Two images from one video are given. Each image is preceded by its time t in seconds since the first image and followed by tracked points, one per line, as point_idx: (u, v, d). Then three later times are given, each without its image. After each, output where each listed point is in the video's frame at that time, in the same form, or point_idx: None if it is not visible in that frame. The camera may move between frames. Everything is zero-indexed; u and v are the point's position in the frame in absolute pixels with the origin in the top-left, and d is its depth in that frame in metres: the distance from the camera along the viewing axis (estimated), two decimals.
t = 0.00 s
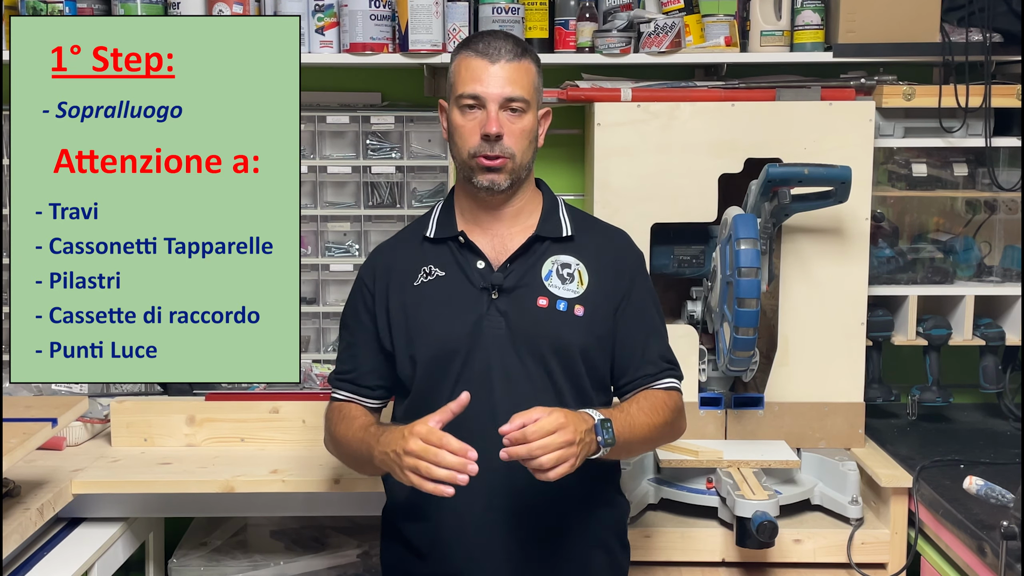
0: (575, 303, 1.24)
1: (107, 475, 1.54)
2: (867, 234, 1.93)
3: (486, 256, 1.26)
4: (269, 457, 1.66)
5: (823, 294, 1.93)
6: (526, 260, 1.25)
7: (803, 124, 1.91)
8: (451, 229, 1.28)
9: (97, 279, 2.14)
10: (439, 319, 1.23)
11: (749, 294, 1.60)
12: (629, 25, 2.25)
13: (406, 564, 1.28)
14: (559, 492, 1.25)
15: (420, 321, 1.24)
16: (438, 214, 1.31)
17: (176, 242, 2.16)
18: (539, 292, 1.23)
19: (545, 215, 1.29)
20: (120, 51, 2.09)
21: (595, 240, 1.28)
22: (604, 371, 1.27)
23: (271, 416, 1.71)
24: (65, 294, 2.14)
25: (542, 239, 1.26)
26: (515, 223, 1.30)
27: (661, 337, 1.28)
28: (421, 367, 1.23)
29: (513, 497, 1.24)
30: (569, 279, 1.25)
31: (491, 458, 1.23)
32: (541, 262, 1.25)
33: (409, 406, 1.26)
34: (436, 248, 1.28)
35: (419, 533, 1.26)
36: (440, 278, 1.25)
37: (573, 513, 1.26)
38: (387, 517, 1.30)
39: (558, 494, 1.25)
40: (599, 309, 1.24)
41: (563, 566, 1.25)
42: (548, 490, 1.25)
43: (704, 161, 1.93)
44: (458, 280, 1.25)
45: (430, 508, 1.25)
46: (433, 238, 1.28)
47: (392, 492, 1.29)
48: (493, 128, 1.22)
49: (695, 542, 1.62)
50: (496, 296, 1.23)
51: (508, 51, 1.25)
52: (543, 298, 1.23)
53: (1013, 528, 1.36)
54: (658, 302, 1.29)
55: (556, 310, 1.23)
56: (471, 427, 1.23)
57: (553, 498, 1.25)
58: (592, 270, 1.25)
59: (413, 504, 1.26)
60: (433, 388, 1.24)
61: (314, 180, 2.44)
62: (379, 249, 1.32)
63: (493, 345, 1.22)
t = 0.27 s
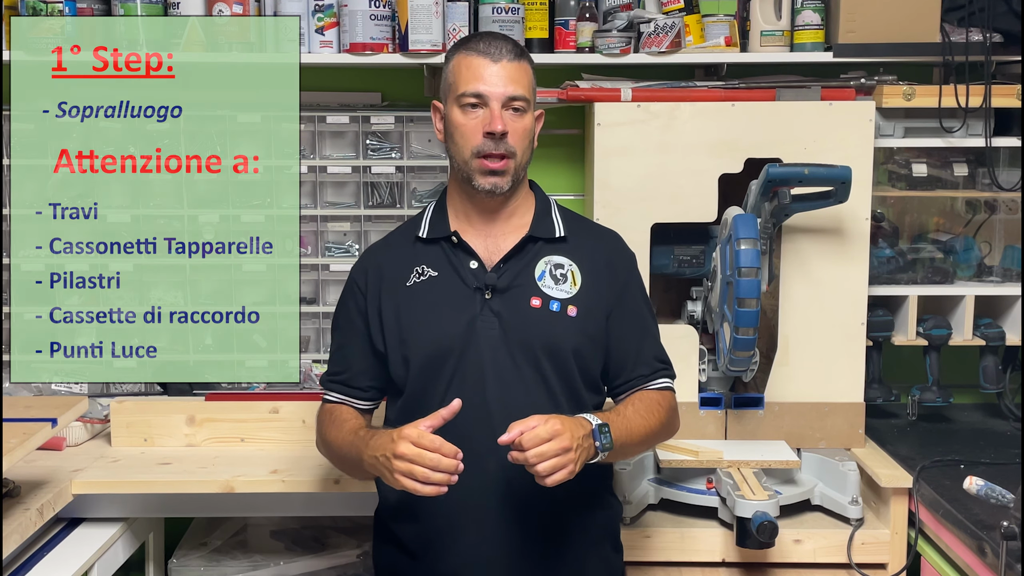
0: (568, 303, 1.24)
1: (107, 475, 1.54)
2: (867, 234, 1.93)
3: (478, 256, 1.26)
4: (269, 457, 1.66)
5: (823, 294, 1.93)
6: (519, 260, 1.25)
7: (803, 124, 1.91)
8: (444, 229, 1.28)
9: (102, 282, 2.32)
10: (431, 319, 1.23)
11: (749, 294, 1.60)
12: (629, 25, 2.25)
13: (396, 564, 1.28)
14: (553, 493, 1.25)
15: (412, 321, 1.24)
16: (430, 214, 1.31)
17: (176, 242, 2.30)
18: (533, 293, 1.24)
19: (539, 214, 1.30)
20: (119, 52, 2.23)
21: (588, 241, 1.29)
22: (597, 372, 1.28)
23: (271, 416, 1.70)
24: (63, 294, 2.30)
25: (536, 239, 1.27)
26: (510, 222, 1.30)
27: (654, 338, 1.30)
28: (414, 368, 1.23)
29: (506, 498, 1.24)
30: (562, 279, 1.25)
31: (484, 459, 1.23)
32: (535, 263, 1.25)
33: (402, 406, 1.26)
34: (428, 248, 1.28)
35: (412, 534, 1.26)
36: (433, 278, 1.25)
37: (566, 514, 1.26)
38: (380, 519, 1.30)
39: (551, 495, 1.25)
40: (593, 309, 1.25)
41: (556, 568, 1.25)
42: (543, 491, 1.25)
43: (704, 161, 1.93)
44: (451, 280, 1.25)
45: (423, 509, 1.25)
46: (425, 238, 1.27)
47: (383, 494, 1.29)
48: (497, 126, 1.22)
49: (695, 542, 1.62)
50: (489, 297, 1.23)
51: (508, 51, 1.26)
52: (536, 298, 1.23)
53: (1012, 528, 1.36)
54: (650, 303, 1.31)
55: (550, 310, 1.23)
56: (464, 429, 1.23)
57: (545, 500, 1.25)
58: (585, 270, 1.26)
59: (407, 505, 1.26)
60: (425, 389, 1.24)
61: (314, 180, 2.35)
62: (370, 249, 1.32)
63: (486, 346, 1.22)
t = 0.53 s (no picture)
0: (558, 298, 1.27)
1: (107, 475, 1.54)
2: (868, 234, 1.93)
3: (469, 251, 1.30)
4: (269, 457, 1.66)
5: (823, 294, 1.93)
6: (509, 255, 1.29)
7: (803, 124, 1.91)
8: (435, 225, 1.32)
9: (102, 280, 2.29)
10: (422, 313, 1.26)
11: (749, 294, 1.60)
12: (629, 25, 2.25)
13: (390, 561, 1.27)
14: (544, 489, 1.26)
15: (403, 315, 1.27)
16: (423, 213, 1.36)
17: (174, 242, 2.30)
18: (523, 287, 1.26)
19: (529, 212, 1.33)
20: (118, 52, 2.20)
21: (579, 238, 1.32)
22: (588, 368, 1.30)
23: (271, 416, 1.70)
24: (63, 293, 2.28)
25: (526, 235, 1.30)
26: (501, 220, 1.34)
27: (650, 331, 1.31)
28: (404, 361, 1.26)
29: (499, 493, 1.23)
30: (553, 274, 1.28)
31: (476, 454, 1.23)
32: (525, 257, 1.29)
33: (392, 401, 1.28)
34: (420, 245, 1.32)
35: (404, 531, 1.26)
36: (424, 272, 1.29)
37: (558, 510, 1.27)
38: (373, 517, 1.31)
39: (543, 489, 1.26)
40: (583, 304, 1.27)
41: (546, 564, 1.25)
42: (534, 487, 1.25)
43: (704, 161, 1.93)
44: (441, 275, 1.28)
45: (414, 506, 1.25)
46: (417, 234, 1.32)
47: (377, 491, 1.29)
48: (490, 128, 1.24)
49: (695, 542, 1.62)
50: (479, 291, 1.26)
51: (505, 54, 1.29)
52: (526, 293, 1.26)
53: (1012, 528, 1.36)
54: (643, 299, 1.33)
55: (540, 304, 1.26)
56: (453, 423, 1.23)
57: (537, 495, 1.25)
58: (576, 266, 1.29)
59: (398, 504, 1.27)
60: (416, 383, 1.26)
61: (313, 180, 2.40)
62: (363, 248, 1.36)
63: (477, 339, 1.24)
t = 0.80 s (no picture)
0: (553, 297, 1.28)
1: (107, 475, 1.54)
2: (868, 234, 1.93)
3: (464, 251, 1.31)
4: (269, 457, 1.66)
5: (823, 294, 1.93)
6: (504, 255, 1.30)
7: (803, 124, 1.91)
8: (431, 224, 1.33)
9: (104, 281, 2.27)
10: (415, 313, 1.27)
11: (749, 294, 1.60)
12: (629, 25, 2.25)
13: (387, 561, 1.28)
14: (538, 488, 1.26)
15: (397, 314, 1.28)
16: (419, 213, 1.37)
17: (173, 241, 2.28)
18: (518, 287, 1.27)
19: (525, 213, 1.34)
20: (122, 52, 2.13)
21: (574, 238, 1.33)
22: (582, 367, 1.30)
23: (271, 416, 1.71)
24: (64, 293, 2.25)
25: (521, 235, 1.31)
26: (496, 220, 1.35)
27: (646, 331, 1.32)
28: (398, 360, 1.26)
29: (492, 493, 1.23)
30: (548, 274, 1.29)
31: (469, 454, 1.23)
32: (520, 257, 1.30)
33: (386, 400, 1.28)
34: (416, 244, 1.33)
35: (399, 529, 1.27)
36: (419, 271, 1.30)
37: (553, 510, 1.27)
38: (369, 516, 1.32)
39: (537, 490, 1.25)
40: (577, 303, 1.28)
41: (540, 563, 1.25)
42: (528, 486, 1.25)
43: (704, 161, 1.93)
44: (436, 274, 1.29)
45: (409, 504, 1.26)
46: (413, 233, 1.33)
47: (372, 491, 1.30)
48: (484, 127, 1.26)
49: (695, 542, 1.62)
50: (474, 291, 1.27)
51: (501, 55, 1.31)
52: (521, 292, 1.27)
53: (1012, 528, 1.36)
54: (639, 299, 1.34)
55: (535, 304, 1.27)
56: (447, 422, 1.24)
57: (530, 495, 1.25)
58: (571, 266, 1.30)
59: (393, 502, 1.27)
60: (410, 382, 1.27)
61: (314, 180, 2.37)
62: (359, 248, 1.37)
63: (470, 338, 1.24)
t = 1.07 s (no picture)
0: (557, 299, 1.28)
1: (107, 475, 1.54)
2: (868, 234, 1.93)
3: (468, 254, 1.31)
4: (269, 457, 1.66)
5: (823, 294, 1.93)
6: (509, 257, 1.30)
7: (803, 124, 1.91)
8: (435, 227, 1.34)
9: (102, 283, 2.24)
10: (420, 315, 1.27)
11: (749, 294, 1.60)
12: (629, 25, 2.25)
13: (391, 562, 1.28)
14: (542, 491, 1.26)
15: (401, 316, 1.28)
16: (424, 215, 1.37)
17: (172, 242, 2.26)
18: (522, 289, 1.28)
19: (529, 213, 1.35)
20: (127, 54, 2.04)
21: (578, 240, 1.34)
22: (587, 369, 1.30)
23: (271, 416, 1.71)
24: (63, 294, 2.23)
25: (526, 236, 1.32)
26: (500, 221, 1.35)
27: (649, 333, 1.32)
28: (402, 362, 1.27)
29: (495, 495, 1.24)
30: (552, 275, 1.29)
31: (472, 455, 1.24)
32: (524, 259, 1.30)
33: (390, 401, 1.29)
34: (420, 247, 1.33)
35: (403, 531, 1.28)
36: (423, 274, 1.30)
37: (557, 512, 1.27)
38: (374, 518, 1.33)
39: (540, 492, 1.26)
40: (581, 305, 1.29)
41: (544, 566, 1.26)
42: (532, 488, 1.25)
43: (704, 161, 1.93)
44: (441, 277, 1.30)
45: (413, 506, 1.27)
46: (417, 236, 1.34)
47: (376, 493, 1.31)
48: (484, 125, 1.26)
49: (695, 542, 1.62)
50: (478, 293, 1.27)
51: (501, 52, 1.30)
52: (525, 295, 1.27)
53: (1012, 528, 1.36)
54: (643, 300, 1.34)
55: (539, 306, 1.27)
56: (451, 424, 1.24)
57: (533, 497, 1.25)
58: (575, 268, 1.30)
59: (397, 504, 1.28)
60: (413, 384, 1.27)
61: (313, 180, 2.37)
62: (363, 250, 1.38)
63: (474, 340, 1.25)
